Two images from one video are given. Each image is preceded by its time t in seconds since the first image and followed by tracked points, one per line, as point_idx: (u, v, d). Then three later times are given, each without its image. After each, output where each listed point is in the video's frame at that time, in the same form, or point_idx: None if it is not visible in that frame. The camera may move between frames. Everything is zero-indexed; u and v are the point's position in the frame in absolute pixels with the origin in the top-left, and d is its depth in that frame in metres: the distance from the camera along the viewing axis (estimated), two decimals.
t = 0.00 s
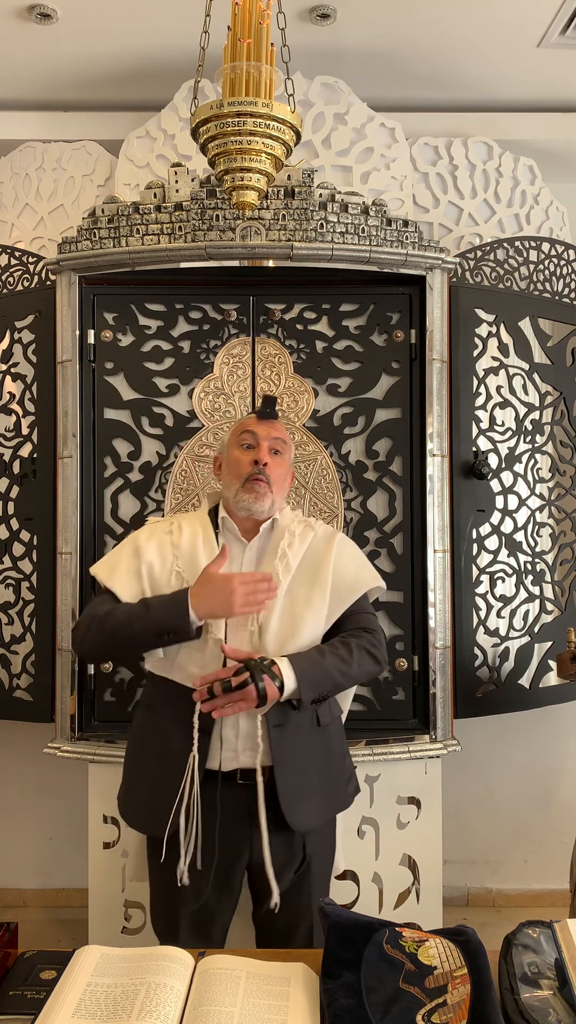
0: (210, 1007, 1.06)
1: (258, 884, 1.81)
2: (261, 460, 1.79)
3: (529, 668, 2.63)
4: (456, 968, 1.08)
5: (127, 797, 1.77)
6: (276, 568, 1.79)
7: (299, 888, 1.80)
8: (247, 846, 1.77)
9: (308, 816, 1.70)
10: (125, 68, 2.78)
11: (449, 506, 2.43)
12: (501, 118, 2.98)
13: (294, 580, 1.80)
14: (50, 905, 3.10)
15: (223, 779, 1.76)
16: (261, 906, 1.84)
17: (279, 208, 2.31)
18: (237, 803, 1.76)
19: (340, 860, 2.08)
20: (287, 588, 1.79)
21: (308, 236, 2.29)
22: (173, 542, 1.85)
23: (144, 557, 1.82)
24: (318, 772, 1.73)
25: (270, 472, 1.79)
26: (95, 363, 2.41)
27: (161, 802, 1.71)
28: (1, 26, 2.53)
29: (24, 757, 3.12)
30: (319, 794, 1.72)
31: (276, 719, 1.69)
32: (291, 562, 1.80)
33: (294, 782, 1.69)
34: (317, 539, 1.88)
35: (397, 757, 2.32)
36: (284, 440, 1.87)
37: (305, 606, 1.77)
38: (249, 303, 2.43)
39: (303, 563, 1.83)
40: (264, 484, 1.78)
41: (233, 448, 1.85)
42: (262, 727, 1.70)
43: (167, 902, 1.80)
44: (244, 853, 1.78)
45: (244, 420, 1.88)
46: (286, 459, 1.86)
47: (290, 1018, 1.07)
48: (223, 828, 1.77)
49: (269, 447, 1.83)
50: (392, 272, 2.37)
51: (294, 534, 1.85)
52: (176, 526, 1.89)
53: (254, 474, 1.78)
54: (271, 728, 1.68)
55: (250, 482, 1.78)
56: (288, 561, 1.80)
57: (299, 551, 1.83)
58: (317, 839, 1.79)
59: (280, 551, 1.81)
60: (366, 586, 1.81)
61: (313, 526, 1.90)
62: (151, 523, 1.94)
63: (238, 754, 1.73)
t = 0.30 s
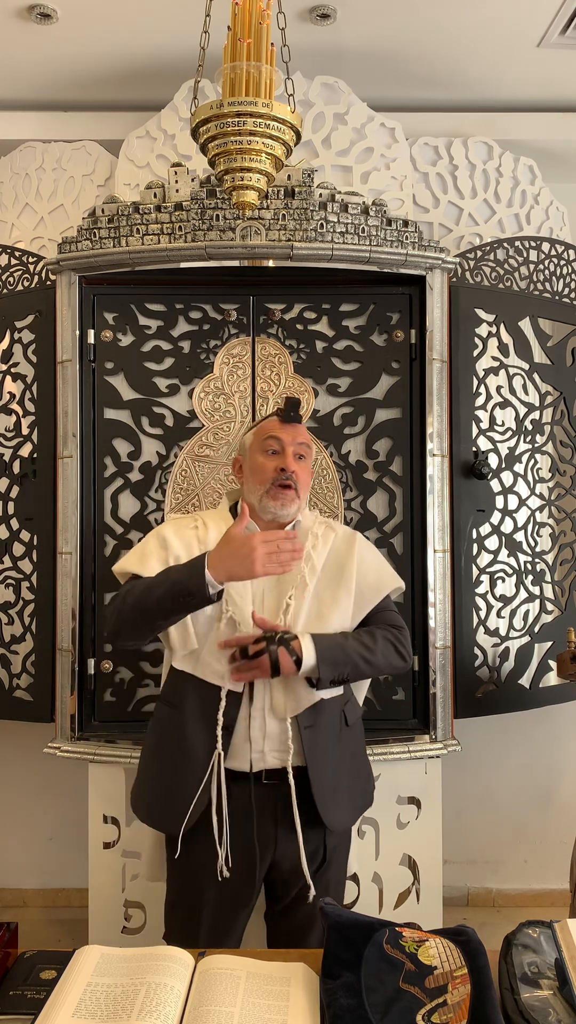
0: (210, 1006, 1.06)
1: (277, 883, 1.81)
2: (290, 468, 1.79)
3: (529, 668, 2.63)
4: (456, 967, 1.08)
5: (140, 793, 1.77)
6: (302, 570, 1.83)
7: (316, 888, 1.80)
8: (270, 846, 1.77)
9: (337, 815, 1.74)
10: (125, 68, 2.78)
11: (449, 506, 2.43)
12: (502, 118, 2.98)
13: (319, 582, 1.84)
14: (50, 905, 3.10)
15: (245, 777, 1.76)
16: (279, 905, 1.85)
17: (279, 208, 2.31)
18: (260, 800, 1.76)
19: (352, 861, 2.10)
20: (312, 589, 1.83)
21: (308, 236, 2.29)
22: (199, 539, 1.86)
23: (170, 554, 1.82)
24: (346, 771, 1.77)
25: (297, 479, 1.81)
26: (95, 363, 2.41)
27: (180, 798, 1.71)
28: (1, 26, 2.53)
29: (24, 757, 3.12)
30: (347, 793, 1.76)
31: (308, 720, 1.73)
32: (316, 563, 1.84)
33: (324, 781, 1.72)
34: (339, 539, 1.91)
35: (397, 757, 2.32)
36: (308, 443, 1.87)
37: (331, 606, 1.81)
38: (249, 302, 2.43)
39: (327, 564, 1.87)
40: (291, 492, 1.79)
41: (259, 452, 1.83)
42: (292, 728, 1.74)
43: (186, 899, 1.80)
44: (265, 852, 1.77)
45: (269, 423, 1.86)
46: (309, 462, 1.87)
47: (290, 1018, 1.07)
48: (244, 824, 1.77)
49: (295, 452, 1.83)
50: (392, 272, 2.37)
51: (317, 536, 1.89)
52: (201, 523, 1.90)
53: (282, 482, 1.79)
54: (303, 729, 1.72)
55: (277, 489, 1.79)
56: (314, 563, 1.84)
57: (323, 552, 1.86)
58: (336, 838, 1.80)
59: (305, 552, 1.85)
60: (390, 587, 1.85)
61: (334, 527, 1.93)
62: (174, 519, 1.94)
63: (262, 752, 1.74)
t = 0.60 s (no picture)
0: (210, 1007, 1.07)
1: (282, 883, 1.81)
2: (305, 477, 1.81)
3: (529, 668, 2.63)
4: (456, 967, 1.08)
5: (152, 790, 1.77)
6: (315, 573, 1.83)
7: (321, 887, 1.82)
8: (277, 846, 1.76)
9: (350, 814, 1.76)
10: (125, 68, 2.78)
11: (448, 506, 2.43)
12: (502, 118, 2.98)
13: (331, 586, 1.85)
14: (50, 905, 3.10)
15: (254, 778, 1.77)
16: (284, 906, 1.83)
17: (279, 208, 2.30)
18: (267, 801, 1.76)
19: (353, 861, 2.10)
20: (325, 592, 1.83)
21: (308, 236, 2.29)
22: (214, 544, 1.86)
23: (187, 558, 1.81)
24: (356, 770, 1.80)
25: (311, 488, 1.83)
26: (95, 363, 2.41)
27: (195, 803, 1.72)
28: (1, 27, 2.53)
29: (25, 757, 3.12)
30: (358, 791, 1.80)
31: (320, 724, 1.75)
32: (329, 568, 1.84)
33: (336, 782, 1.76)
34: (348, 542, 1.92)
35: (397, 757, 2.32)
36: (320, 448, 1.89)
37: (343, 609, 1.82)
38: (249, 302, 2.43)
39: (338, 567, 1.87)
40: (307, 501, 1.81)
41: (273, 458, 1.84)
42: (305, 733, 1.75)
43: (193, 900, 1.81)
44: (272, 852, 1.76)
45: (282, 429, 1.86)
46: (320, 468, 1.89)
47: (290, 1018, 1.07)
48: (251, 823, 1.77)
49: (309, 459, 1.85)
50: (392, 272, 2.37)
51: (328, 539, 1.89)
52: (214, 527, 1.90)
53: (298, 492, 1.80)
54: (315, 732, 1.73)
55: (294, 496, 1.80)
56: (326, 566, 1.84)
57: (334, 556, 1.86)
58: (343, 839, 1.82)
59: (317, 556, 1.85)
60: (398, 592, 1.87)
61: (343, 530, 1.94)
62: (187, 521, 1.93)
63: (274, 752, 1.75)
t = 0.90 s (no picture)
0: (210, 1007, 1.07)
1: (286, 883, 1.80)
2: (300, 476, 1.83)
3: (529, 668, 2.63)
4: (456, 967, 1.08)
5: (159, 789, 1.79)
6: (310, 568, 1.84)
7: (323, 886, 1.82)
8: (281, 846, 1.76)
9: (354, 809, 1.77)
10: (125, 68, 2.78)
11: (449, 506, 2.43)
12: (501, 118, 2.98)
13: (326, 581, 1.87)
14: (50, 905, 3.10)
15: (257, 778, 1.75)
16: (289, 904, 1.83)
17: (279, 208, 2.30)
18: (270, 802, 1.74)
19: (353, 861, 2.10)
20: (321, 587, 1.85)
21: (308, 236, 2.29)
22: (203, 547, 1.86)
23: (176, 563, 1.82)
24: (357, 765, 1.80)
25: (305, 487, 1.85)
26: (95, 363, 2.41)
27: (196, 802, 1.72)
28: (1, 27, 2.53)
29: (25, 756, 3.12)
30: (360, 786, 1.80)
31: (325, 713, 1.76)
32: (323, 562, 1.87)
33: (339, 778, 1.76)
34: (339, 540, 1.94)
35: (397, 757, 2.32)
36: (311, 447, 1.91)
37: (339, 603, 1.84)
38: (249, 302, 2.43)
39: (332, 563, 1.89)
40: (301, 499, 1.83)
41: (266, 458, 1.85)
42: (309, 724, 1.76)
43: (193, 900, 1.80)
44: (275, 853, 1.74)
45: (275, 429, 1.88)
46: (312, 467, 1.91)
47: (290, 1018, 1.07)
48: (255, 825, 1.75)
49: (302, 459, 1.87)
50: (392, 272, 2.37)
51: (320, 535, 1.91)
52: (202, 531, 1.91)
53: (293, 491, 1.82)
54: (321, 722, 1.74)
55: (290, 496, 1.82)
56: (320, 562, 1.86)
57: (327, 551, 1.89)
58: (345, 838, 1.82)
59: (312, 552, 1.87)
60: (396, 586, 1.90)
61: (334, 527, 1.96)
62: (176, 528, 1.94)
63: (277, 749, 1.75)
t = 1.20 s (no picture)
0: (210, 1007, 1.07)
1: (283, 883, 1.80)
2: (283, 475, 1.81)
3: (529, 668, 2.63)
4: (456, 967, 1.09)
5: (152, 794, 1.77)
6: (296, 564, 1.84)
7: (321, 887, 1.82)
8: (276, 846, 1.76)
9: (347, 807, 1.76)
10: (125, 68, 2.78)
11: (449, 506, 2.43)
12: (501, 118, 2.98)
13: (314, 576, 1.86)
14: (49, 905, 3.10)
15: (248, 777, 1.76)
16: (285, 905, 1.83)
17: (279, 208, 2.30)
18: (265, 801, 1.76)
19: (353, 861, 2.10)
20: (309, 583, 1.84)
21: (308, 236, 2.29)
22: (186, 549, 1.87)
23: (157, 568, 1.83)
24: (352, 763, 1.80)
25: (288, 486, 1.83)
26: (95, 363, 2.41)
27: (192, 808, 1.71)
28: (1, 27, 2.53)
29: (25, 756, 3.12)
30: (354, 783, 1.79)
31: (318, 709, 1.76)
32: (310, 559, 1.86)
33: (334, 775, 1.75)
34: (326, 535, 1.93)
35: (397, 757, 2.32)
36: (292, 445, 1.89)
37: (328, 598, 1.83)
38: (249, 302, 2.43)
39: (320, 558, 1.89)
40: (286, 498, 1.81)
41: (248, 459, 1.84)
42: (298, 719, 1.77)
43: (189, 901, 1.80)
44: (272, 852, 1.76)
45: (255, 429, 1.87)
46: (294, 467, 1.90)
47: (290, 1018, 1.07)
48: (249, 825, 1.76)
49: (284, 458, 1.85)
50: (393, 272, 2.37)
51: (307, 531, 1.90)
52: (185, 533, 1.92)
53: (275, 490, 1.80)
54: (314, 717, 1.74)
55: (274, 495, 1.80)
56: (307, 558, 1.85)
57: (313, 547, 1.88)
58: (340, 838, 1.82)
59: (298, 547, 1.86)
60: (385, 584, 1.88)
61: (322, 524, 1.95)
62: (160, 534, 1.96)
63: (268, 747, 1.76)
